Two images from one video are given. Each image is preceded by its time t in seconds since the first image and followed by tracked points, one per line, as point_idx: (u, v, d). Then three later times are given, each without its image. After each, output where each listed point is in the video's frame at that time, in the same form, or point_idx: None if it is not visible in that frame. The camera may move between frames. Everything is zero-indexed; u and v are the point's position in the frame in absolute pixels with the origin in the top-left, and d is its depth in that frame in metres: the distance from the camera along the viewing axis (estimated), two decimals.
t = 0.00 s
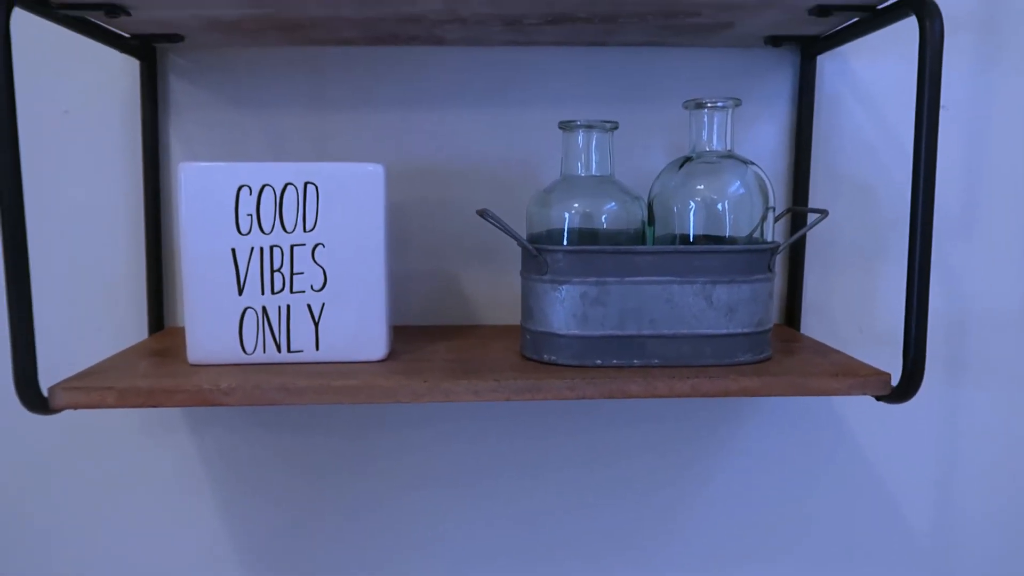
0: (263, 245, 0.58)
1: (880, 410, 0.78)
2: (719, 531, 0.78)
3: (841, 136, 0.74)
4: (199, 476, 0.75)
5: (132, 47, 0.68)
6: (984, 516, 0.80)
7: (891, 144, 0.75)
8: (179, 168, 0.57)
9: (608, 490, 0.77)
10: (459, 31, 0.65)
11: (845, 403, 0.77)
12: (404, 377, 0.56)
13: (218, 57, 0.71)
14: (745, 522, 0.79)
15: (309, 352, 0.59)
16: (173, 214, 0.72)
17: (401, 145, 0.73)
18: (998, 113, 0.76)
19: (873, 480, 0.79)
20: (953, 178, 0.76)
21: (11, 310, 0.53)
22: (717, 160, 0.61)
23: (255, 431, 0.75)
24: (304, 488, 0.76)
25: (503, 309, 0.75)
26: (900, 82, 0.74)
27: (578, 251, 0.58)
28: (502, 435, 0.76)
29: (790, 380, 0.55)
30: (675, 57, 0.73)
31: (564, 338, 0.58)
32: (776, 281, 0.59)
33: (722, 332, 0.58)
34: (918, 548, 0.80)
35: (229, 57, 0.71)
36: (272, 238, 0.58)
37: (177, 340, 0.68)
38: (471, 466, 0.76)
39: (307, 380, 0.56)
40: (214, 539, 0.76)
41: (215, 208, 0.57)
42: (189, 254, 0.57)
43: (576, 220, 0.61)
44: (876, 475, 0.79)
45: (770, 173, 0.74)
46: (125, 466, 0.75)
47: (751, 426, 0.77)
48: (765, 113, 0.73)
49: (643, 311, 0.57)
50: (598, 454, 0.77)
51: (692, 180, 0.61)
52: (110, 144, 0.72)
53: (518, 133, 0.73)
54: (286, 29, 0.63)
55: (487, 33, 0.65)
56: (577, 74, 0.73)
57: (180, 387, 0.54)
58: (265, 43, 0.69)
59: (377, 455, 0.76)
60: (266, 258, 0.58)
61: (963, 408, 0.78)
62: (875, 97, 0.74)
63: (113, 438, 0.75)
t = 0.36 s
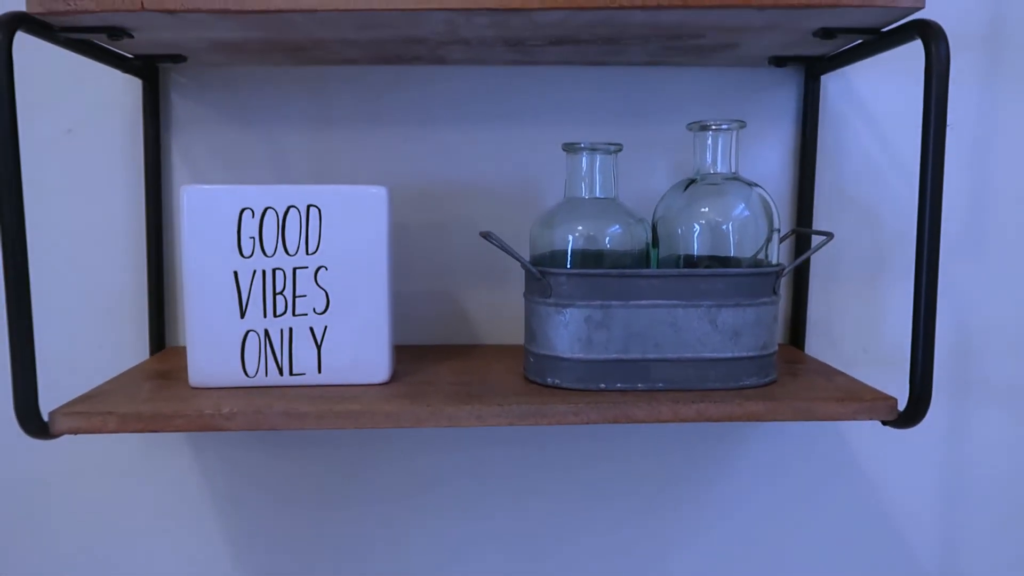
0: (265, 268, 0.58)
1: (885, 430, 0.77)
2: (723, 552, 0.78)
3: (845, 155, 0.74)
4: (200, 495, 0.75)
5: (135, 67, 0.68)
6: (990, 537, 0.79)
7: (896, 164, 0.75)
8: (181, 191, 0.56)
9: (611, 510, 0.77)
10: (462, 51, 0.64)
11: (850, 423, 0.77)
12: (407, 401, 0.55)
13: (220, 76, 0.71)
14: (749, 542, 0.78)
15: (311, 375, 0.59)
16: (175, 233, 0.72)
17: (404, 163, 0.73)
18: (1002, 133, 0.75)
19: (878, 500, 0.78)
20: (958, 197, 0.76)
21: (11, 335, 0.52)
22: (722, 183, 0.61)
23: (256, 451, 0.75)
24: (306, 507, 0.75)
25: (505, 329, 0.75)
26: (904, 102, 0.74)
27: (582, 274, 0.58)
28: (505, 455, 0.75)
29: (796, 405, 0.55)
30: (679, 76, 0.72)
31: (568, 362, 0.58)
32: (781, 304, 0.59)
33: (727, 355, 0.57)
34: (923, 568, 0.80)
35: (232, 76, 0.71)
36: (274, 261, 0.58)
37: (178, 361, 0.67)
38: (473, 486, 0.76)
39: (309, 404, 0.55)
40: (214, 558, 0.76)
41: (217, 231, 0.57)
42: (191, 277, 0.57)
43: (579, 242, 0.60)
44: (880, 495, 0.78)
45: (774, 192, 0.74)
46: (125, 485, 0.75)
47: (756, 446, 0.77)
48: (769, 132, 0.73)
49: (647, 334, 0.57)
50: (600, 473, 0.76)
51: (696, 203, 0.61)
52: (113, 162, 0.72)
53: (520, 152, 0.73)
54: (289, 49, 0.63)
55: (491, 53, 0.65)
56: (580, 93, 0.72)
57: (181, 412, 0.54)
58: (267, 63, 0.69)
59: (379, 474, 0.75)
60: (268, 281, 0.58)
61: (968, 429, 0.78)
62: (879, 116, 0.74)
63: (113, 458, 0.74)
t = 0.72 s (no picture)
0: (264, 285, 0.57)
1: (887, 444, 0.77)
2: (724, 566, 0.78)
3: (846, 168, 0.74)
4: (199, 509, 0.75)
5: (134, 81, 0.67)
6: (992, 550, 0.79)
7: (897, 176, 0.74)
8: (179, 208, 0.56)
9: (612, 524, 0.76)
10: (462, 65, 0.64)
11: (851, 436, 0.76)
12: (406, 420, 0.55)
13: (219, 89, 0.71)
14: (751, 557, 0.78)
15: (310, 392, 0.59)
16: (175, 246, 0.72)
17: (403, 177, 0.72)
18: (1005, 145, 0.75)
19: (880, 514, 0.78)
20: (960, 209, 0.76)
21: (9, 355, 0.52)
22: (723, 198, 0.61)
23: (255, 465, 0.74)
24: (305, 521, 0.75)
25: (505, 342, 0.74)
26: (905, 114, 0.74)
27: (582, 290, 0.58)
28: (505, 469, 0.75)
29: (796, 423, 0.55)
30: (679, 88, 0.72)
31: (568, 379, 0.57)
32: (782, 320, 0.59)
33: (728, 373, 0.57)
34: None
35: (231, 90, 0.71)
36: (273, 277, 0.57)
37: (176, 376, 0.67)
38: (473, 500, 0.75)
39: (308, 422, 0.55)
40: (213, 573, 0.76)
41: (215, 249, 0.57)
42: (189, 294, 0.57)
43: (579, 259, 0.60)
44: (882, 509, 0.78)
45: (776, 206, 0.73)
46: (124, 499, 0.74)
47: (757, 459, 0.76)
48: (770, 145, 0.72)
49: (648, 352, 0.57)
50: (600, 487, 0.76)
51: (697, 219, 0.60)
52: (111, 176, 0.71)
53: (521, 165, 0.72)
54: (288, 64, 0.63)
55: (490, 67, 0.65)
56: (581, 105, 0.72)
57: (179, 430, 0.53)
58: (266, 76, 0.69)
59: (378, 488, 0.75)
60: (267, 298, 0.58)
61: (971, 442, 0.78)
62: (880, 129, 0.74)
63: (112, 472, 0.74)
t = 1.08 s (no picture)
0: (264, 305, 0.58)
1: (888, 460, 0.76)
2: None
3: (847, 184, 0.74)
4: (199, 525, 0.75)
5: (134, 99, 0.67)
6: (993, 567, 0.79)
7: (898, 192, 0.74)
8: (179, 228, 0.56)
9: (612, 540, 0.76)
10: (462, 83, 0.64)
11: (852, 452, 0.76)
12: (405, 441, 0.55)
13: (219, 106, 0.71)
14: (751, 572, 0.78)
15: (310, 413, 0.59)
16: (175, 263, 0.72)
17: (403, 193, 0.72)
18: (1006, 161, 0.75)
19: (881, 530, 0.78)
20: (961, 226, 0.76)
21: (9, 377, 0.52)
22: (723, 218, 0.60)
23: (255, 481, 0.74)
24: (305, 538, 0.75)
25: (505, 359, 0.74)
26: (906, 131, 0.73)
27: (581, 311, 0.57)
28: (505, 485, 0.75)
29: (796, 445, 0.54)
30: (679, 105, 0.72)
31: (568, 400, 0.57)
32: (782, 340, 0.59)
33: (728, 394, 0.57)
34: None
35: (231, 107, 0.71)
36: (273, 298, 0.58)
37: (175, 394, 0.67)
38: (473, 516, 0.75)
39: (307, 443, 0.55)
40: None
41: (215, 269, 0.57)
42: (189, 315, 0.57)
43: (579, 280, 0.60)
44: (883, 525, 0.78)
45: (776, 222, 0.73)
46: (124, 515, 0.74)
47: (757, 476, 0.76)
48: (771, 161, 0.72)
49: (647, 373, 0.57)
50: (600, 503, 0.76)
51: (697, 238, 0.61)
52: (111, 192, 0.71)
53: (521, 181, 0.72)
54: (288, 82, 0.63)
55: (490, 85, 0.65)
56: (581, 122, 0.72)
57: (178, 452, 0.53)
58: (266, 94, 0.69)
59: (377, 505, 0.75)
60: (267, 318, 0.58)
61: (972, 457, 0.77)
62: (880, 145, 0.74)
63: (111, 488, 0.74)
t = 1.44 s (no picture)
0: (261, 332, 0.58)
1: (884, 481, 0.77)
2: None
3: (842, 206, 0.74)
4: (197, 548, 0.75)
5: (133, 125, 0.68)
6: None
7: (894, 214, 0.74)
8: (177, 257, 0.56)
9: (608, 562, 0.76)
10: (458, 109, 0.65)
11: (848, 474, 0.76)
12: (402, 468, 0.55)
13: (218, 131, 0.71)
14: None
15: (307, 439, 0.59)
16: (173, 285, 0.72)
17: (401, 216, 0.73)
18: (1001, 184, 0.75)
19: (877, 550, 0.78)
20: (955, 248, 0.76)
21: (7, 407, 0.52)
22: (718, 245, 0.61)
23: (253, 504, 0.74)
24: (302, 560, 0.75)
25: (502, 382, 0.75)
26: (901, 154, 0.74)
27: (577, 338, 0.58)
28: (502, 507, 0.75)
29: (790, 472, 0.55)
30: (674, 129, 0.72)
31: (564, 427, 0.57)
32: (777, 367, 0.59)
33: (723, 421, 0.57)
34: None
35: (229, 131, 0.71)
36: (270, 325, 0.58)
37: (173, 418, 0.67)
38: (470, 538, 0.75)
39: (304, 471, 0.55)
40: None
41: (213, 298, 0.57)
42: (187, 342, 0.57)
43: (574, 307, 0.60)
44: (879, 546, 0.78)
45: (772, 245, 0.73)
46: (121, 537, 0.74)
47: (753, 496, 0.76)
48: (766, 184, 0.73)
49: (643, 400, 0.57)
50: (597, 525, 0.76)
51: (692, 265, 0.61)
52: (110, 215, 0.72)
53: (517, 205, 0.73)
54: (285, 109, 0.63)
55: (486, 110, 0.65)
56: (577, 146, 0.72)
57: (176, 480, 0.53)
58: (264, 118, 0.69)
59: (375, 528, 0.75)
60: (265, 346, 0.58)
61: (967, 478, 0.78)
62: (874, 168, 0.74)
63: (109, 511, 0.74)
